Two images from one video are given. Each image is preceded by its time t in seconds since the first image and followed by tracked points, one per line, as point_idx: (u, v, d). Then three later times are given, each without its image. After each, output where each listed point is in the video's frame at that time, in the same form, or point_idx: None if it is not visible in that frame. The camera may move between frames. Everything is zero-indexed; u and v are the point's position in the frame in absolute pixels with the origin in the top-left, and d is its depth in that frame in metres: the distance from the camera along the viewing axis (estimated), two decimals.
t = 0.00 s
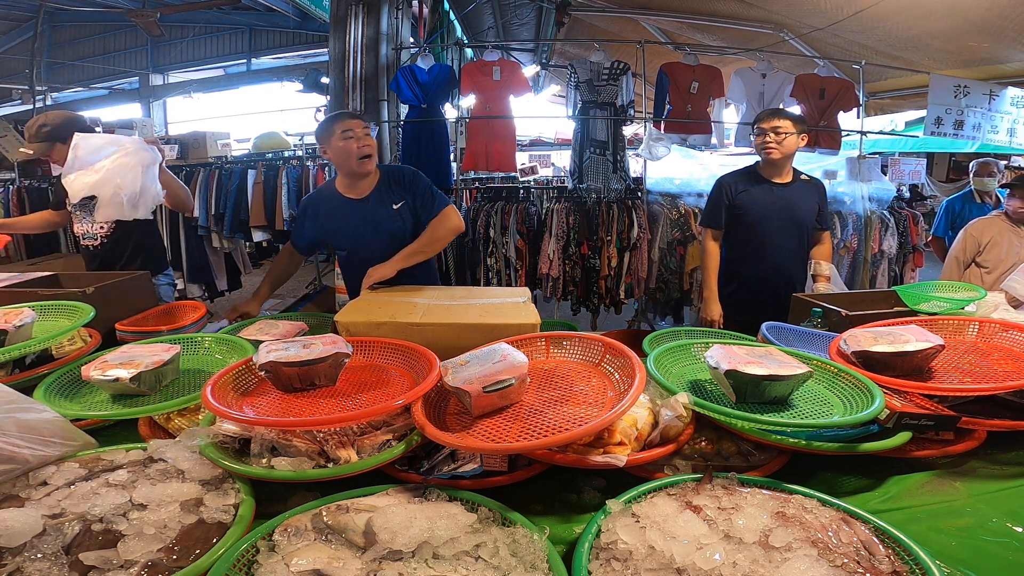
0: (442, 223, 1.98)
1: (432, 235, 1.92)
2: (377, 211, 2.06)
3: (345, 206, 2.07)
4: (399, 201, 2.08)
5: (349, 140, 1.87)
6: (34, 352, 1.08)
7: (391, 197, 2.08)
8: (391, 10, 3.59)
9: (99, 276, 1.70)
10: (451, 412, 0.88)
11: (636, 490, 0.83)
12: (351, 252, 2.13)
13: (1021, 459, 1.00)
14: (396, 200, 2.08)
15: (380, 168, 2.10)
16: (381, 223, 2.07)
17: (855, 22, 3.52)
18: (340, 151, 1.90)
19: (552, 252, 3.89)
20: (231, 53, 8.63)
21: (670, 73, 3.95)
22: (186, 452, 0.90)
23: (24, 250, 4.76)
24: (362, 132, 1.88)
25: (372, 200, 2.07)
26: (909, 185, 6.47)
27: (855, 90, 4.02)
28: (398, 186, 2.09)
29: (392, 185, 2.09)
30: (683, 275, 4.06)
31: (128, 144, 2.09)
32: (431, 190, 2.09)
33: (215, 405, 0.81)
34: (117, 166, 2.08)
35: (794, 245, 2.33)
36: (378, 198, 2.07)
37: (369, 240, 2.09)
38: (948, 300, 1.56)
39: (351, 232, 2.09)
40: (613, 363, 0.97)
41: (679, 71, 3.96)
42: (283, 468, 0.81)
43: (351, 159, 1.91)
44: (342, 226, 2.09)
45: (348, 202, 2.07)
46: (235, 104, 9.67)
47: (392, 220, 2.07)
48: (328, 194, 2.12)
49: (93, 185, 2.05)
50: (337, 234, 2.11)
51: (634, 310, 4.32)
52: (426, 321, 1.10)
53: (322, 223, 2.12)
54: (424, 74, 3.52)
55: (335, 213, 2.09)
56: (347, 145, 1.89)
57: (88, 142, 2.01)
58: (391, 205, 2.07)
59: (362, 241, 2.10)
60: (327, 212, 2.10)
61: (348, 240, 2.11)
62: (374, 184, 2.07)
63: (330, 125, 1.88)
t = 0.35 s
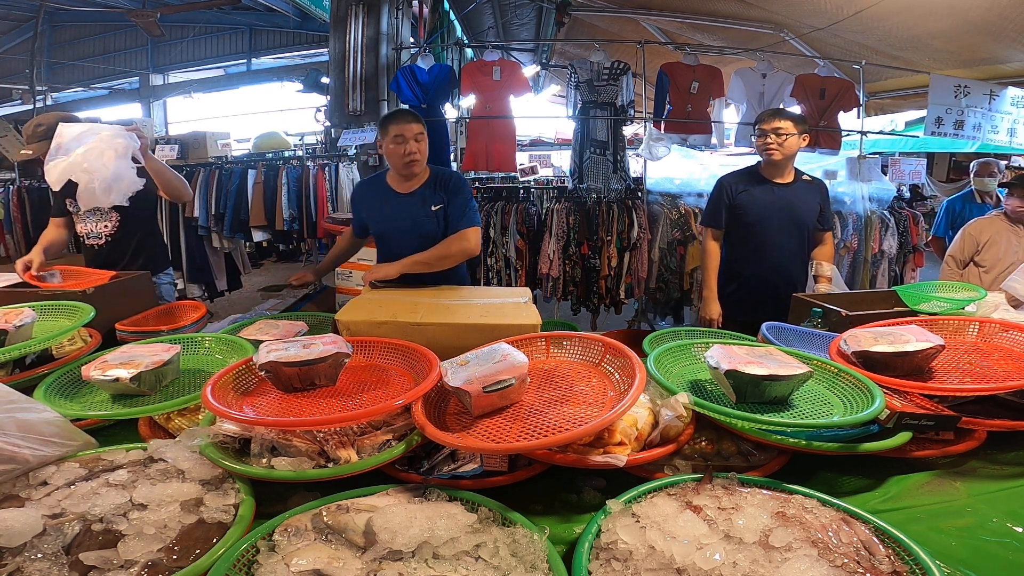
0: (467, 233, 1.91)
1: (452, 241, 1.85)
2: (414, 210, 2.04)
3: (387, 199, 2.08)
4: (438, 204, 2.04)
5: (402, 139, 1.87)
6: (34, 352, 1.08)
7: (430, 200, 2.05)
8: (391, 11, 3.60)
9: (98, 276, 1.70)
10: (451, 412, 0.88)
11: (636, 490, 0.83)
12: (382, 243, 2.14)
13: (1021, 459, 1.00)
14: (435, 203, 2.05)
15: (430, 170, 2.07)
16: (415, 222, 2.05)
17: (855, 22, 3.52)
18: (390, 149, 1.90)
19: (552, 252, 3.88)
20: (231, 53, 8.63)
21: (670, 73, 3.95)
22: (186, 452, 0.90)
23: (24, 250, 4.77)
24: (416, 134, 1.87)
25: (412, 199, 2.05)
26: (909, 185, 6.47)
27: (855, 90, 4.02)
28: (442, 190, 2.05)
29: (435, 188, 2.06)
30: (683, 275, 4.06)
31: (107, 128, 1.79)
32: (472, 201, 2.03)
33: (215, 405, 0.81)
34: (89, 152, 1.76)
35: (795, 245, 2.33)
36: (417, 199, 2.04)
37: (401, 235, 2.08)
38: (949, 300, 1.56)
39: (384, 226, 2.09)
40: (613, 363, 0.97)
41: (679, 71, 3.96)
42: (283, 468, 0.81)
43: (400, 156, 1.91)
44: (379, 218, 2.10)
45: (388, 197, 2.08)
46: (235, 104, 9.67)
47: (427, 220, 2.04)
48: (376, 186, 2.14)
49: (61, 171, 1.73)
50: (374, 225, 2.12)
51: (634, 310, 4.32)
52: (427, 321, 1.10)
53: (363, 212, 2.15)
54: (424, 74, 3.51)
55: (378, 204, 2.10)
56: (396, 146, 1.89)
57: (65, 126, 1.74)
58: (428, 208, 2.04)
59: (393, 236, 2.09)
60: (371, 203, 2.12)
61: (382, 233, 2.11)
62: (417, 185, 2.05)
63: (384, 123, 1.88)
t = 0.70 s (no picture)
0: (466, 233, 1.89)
1: (450, 242, 1.83)
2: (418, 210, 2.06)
3: (394, 198, 2.11)
4: (441, 205, 2.04)
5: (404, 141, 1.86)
6: (34, 352, 1.08)
7: (434, 199, 2.05)
8: (391, 11, 3.60)
9: (99, 277, 1.70)
10: (451, 412, 0.88)
11: (636, 489, 0.83)
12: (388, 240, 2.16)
13: (1021, 459, 1.00)
14: (439, 203, 2.05)
15: (436, 170, 2.07)
16: (418, 222, 2.06)
17: (855, 22, 3.52)
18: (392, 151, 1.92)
19: (552, 252, 3.88)
20: (231, 53, 8.62)
21: (670, 73, 3.95)
22: (186, 452, 0.90)
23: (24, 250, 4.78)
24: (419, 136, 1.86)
25: (416, 199, 2.06)
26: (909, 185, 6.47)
27: (855, 90, 4.02)
28: (447, 190, 2.04)
29: (440, 188, 2.05)
30: (683, 275, 4.06)
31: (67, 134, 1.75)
32: (476, 203, 2.00)
33: (215, 404, 0.81)
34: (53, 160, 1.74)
35: (795, 244, 2.33)
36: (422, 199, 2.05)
37: (405, 234, 2.10)
38: (949, 300, 1.56)
39: (389, 224, 2.12)
40: (613, 363, 0.97)
41: (679, 71, 3.95)
42: (283, 468, 0.81)
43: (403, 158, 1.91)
44: (385, 217, 2.13)
45: (393, 196, 2.11)
46: (235, 104, 9.67)
47: (430, 220, 2.05)
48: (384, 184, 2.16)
49: (46, 185, 1.72)
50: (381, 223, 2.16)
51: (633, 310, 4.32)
52: (427, 321, 1.10)
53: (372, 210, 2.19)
54: (424, 74, 3.51)
55: (385, 203, 2.14)
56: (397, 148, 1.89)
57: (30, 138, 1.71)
58: (431, 208, 2.05)
59: (398, 234, 2.11)
60: (379, 201, 2.16)
61: (388, 231, 2.14)
62: (421, 186, 2.05)
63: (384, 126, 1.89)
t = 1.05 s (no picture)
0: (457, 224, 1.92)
1: (445, 232, 1.86)
2: (405, 209, 2.05)
3: (376, 200, 2.08)
4: (427, 202, 2.05)
5: (392, 137, 1.87)
6: (34, 352, 1.08)
7: (419, 197, 2.06)
8: (392, 11, 3.60)
9: (98, 276, 1.70)
10: (451, 412, 0.88)
11: (636, 490, 0.83)
12: (374, 244, 2.12)
13: (1021, 459, 1.00)
14: (424, 201, 2.06)
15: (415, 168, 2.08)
16: (405, 221, 2.05)
17: (855, 22, 3.52)
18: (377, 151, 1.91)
19: (552, 252, 3.89)
20: (231, 53, 8.62)
21: (670, 72, 3.95)
22: (186, 452, 0.90)
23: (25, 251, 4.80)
24: (406, 132, 1.88)
25: (400, 197, 2.06)
26: (909, 185, 6.47)
27: (855, 90, 4.02)
28: (430, 187, 2.06)
29: (422, 185, 2.06)
30: (683, 275, 4.06)
31: None
32: (459, 194, 2.05)
33: (215, 405, 0.81)
34: None
35: (795, 244, 2.33)
36: (407, 198, 2.05)
37: (391, 235, 2.07)
38: (948, 300, 1.56)
39: (373, 226, 2.08)
40: (613, 363, 0.97)
41: (679, 71, 3.95)
42: (283, 468, 0.81)
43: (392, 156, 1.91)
44: (368, 219, 2.09)
45: (376, 196, 2.08)
46: (235, 104, 9.66)
47: (418, 218, 2.05)
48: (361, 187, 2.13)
49: None
50: (362, 226, 2.11)
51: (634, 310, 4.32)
52: (427, 321, 1.10)
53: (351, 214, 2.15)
54: (424, 74, 3.51)
55: (367, 207, 2.10)
56: (388, 141, 1.89)
57: None
58: (418, 206, 2.05)
59: (384, 236, 2.09)
60: (359, 204, 2.11)
61: (371, 234, 2.10)
62: (405, 184, 2.06)
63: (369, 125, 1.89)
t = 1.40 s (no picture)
0: (441, 222, 1.99)
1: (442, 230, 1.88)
2: (401, 208, 2.07)
3: (369, 200, 2.07)
4: (421, 200, 2.08)
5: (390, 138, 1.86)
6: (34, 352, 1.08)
7: (414, 195, 2.08)
8: (392, 11, 3.60)
9: (98, 276, 1.71)
10: (451, 412, 0.88)
11: (636, 490, 0.83)
12: (371, 246, 2.10)
13: (1020, 459, 1.00)
14: (419, 199, 2.09)
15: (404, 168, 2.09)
16: (402, 220, 2.07)
17: (855, 22, 3.52)
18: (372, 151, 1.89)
19: (552, 252, 3.89)
20: (231, 53, 8.62)
21: (670, 72, 3.95)
22: (186, 452, 0.90)
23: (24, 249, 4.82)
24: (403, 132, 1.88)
25: (395, 198, 2.07)
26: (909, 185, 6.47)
27: (855, 90, 4.02)
28: (420, 186, 2.09)
29: (414, 185, 2.09)
30: (683, 275, 4.06)
31: None
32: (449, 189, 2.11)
33: (215, 405, 0.81)
34: None
35: (795, 244, 2.33)
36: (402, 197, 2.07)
37: (389, 236, 2.08)
38: (949, 300, 1.56)
39: (371, 227, 2.07)
40: (613, 363, 0.97)
41: (679, 71, 3.95)
42: (283, 468, 0.81)
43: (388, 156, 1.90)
44: (364, 221, 2.07)
45: (372, 198, 2.06)
46: (234, 104, 9.66)
47: (413, 216, 2.07)
48: (350, 188, 2.09)
49: None
50: (357, 228, 2.09)
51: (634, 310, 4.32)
52: (427, 321, 1.10)
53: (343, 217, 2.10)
54: (424, 74, 3.51)
55: (360, 209, 2.07)
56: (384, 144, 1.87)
57: None
58: (412, 204, 2.07)
59: (381, 236, 2.08)
60: (352, 206, 2.08)
61: (368, 235, 2.08)
62: (398, 185, 2.07)
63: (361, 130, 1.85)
